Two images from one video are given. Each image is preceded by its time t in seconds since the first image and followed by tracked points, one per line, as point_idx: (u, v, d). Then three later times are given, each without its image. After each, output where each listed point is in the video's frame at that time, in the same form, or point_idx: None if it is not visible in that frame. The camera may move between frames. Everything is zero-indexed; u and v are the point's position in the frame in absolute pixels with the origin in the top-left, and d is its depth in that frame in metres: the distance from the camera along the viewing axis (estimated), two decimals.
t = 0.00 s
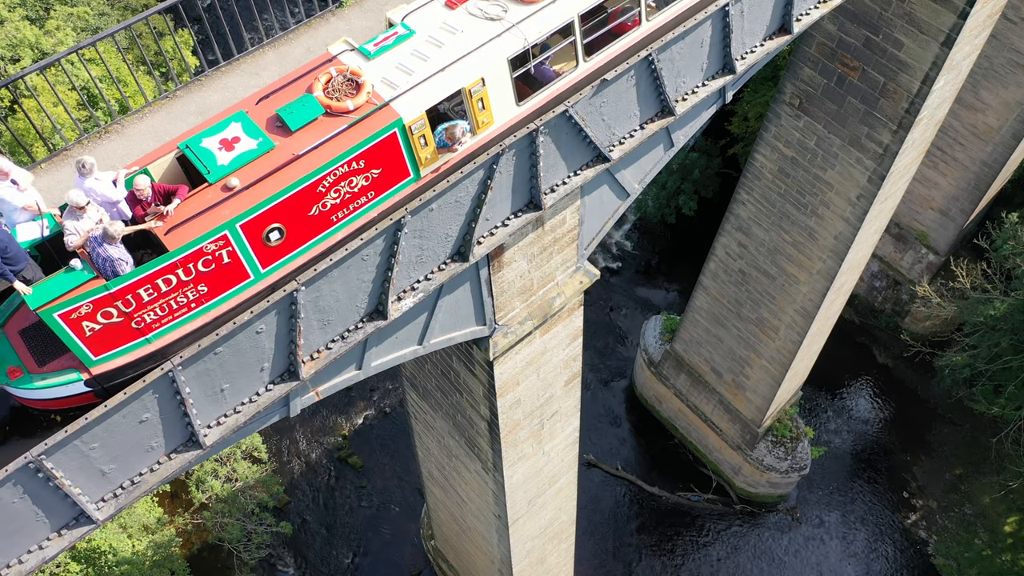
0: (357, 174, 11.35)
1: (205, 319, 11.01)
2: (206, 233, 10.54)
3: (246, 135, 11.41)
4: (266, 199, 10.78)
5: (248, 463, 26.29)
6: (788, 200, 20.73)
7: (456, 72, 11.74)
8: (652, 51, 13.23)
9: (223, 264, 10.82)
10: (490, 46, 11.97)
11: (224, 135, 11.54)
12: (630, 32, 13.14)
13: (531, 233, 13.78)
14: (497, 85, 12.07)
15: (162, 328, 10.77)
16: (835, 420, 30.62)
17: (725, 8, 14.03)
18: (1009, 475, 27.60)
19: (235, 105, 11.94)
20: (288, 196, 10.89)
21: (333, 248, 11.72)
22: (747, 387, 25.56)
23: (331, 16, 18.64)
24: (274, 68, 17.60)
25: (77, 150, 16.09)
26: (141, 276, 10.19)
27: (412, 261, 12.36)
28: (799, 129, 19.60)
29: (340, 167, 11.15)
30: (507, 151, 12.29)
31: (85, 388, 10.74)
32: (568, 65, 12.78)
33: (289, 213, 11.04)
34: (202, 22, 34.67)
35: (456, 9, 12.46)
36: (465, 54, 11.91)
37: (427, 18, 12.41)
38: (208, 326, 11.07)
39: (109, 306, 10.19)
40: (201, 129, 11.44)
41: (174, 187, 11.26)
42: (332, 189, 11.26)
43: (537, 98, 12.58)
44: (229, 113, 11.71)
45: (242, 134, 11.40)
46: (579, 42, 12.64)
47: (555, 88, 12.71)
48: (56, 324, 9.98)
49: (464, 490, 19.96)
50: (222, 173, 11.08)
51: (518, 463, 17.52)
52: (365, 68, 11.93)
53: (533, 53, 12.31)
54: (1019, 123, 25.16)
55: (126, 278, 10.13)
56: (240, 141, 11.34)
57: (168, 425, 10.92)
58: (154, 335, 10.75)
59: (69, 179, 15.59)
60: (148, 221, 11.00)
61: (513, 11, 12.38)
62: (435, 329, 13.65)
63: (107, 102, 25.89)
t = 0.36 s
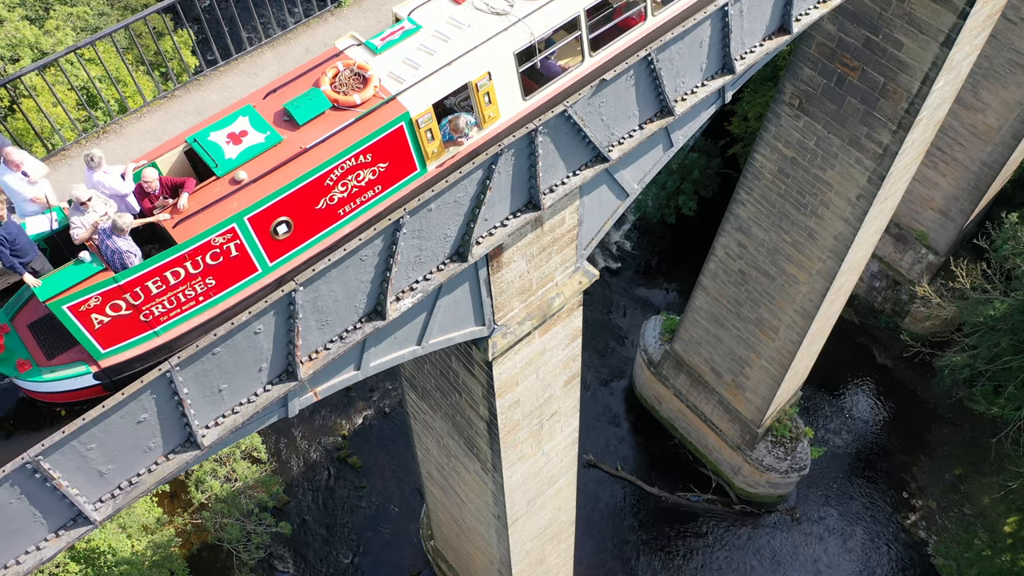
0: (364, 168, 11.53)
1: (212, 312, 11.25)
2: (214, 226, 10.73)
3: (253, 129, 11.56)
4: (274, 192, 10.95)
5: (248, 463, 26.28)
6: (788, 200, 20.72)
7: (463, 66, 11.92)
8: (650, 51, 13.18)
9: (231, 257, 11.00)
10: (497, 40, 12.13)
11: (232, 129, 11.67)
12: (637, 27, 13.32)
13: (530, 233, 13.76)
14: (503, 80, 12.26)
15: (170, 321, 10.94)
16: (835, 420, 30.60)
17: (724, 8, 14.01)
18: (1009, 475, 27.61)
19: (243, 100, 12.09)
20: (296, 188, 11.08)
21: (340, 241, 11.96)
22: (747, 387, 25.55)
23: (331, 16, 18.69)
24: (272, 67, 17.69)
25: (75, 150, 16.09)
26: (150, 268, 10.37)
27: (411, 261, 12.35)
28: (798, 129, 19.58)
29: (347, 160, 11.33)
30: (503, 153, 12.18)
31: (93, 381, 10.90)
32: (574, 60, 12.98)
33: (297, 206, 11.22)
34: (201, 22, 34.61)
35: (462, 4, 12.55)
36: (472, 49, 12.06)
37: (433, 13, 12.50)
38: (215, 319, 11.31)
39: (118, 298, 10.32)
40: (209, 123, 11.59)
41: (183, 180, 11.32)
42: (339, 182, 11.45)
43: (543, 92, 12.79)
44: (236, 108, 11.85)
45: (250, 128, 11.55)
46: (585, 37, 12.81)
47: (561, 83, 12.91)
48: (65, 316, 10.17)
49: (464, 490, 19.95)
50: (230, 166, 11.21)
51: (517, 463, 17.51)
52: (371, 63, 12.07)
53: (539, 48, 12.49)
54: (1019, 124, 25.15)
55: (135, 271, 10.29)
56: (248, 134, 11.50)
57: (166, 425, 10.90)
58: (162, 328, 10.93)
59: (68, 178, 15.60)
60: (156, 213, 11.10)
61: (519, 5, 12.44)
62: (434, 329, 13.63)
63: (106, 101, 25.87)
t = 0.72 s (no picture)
0: (372, 161, 11.60)
1: (221, 305, 11.33)
2: (223, 219, 10.76)
3: (261, 123, 11.52)
4: (282, 185, 10.96)
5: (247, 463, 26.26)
6: (788, 200, 20.70)
7: (470, 61, 12.01)
8: (650, 52, 13.15)
9: (239, 250, 11.06)
10: (504, 35, 12.25)
11: (240, 123, 11.64)
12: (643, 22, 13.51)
13: (529, 233, 13.73)
14: (510, 75, 12.40)
15: (179, 313, 10.98)
16: (834, 420, 30.58)
17: (724, 8, 13.98)
18: (1009, 475, 27.64)
19: (251, 94, 12.06)
20: (304, 182, 11.09)
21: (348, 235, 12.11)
22: (747, 387, 25.53)
23: (330, 15, 18.72)
24: (271, 67, 17.74)
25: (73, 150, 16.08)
26: (160, 261, 10.42)
27: (410, 261, 12.32)
28: (798, 129, 19.56)
29: (356, 154, 11.37)
30: (503, 152, 12.15)
31: (102, 373, 10.84)
32: (580, 55, 13.13)
33: (305, 199, 11.29)
34: (200, 22, 34.58)
35: None
36: (479, 43, 12.18)
37: (440, 8, 12.62)
38: (224, 312, 11.39)
39: (127, 291, 10.40)
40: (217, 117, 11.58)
41: (190, 173, 11.54)
42: (347, 176, 11.52)
43: (550, 87, 12.95)
44: (245, 102, 11.84)
45: (258, 122, 11.52)
46: (591, 31, 12.93)
47: (568, 78, 13.10)
48: (74, 308, 10.20)
49: (463, 490, 19.93)
50: (239, 160, 11.21)
51: (517, 463, 17.50)
52: (379, 57, 12.12)
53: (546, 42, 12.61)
54: (1019, 123, 25.13)
55: (145, 263, 10.35)
56: (256, 128, 11.46)
57: (164, 426, 10.87)
58: (171, 321, 10.95)
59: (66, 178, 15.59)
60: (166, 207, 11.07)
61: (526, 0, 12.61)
62: (433, 329, 13.60)
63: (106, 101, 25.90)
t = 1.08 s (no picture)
0: (380, 156, 11.74)
1: (230, 299, 11.43)
2: (233, 212, 10.88)
3: (270, 117, 11.70)
4: (290, 179, 11.11)
5: (247, 463, 26.25)
6: (787, 200, 20.69)
7: (478, 56, 12.10)
8: (649, 51, 13.13)
9: (248, 243, 11.17)
10: (512, 29, 12.29)
11: (249, 117, 11.82)
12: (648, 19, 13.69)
13: (529, 233, 13.72)
14: (518, 70, 12.49)
15: (188, 307, 11.10)
16: (834, 420, 30.59)
17: (724, 8, 13.97)
18: (1009, 475, 27.61)
19: (259, 88, 12.23)
20: (312, 176, 11.24)
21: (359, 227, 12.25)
22: (746, 387, 25.53)
23: (329, 15, 18.79)
24: (270, 67, 17.76)
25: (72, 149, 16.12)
26: (169, 255, 10.49)
27: (409, 261, 12.31)
28: (798, 129, 19.55)
29: (364, 148, 11.51)
30: (502, 152, 12.13)
31: (112, 367, 11.08)
32: (587, 50, 13.21)
33: (313, 193, 11.41)
34: (199, 23, 34.57)
35: None
36: (486, 38, 12.21)
37: (448, 3, 12.69)
38: (234, 305, 11.50)
39: (137, 284, 10.49)
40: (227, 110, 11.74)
41: (200, 167, 11.51)
42: (355, 170, 11.64)
43: (557, 82, 13.07)
44: (254, 96, 12.07)
45: (267, 116, 11.69)
46: (598, 27, 13.01)
47: (574, 74, 13.21)
48: (85, 301, 10.29)
49: (463, 490, 19.94)
50: (248, 154, 11.36)
51: (517, 464, 17.49)
52: (387, 52, 12.25)
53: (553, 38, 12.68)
54: (1018, 123, 25.12)
55: (154, 256, 10.43)
56: (265, 122, 11.64)
57: (163, 426, 10.86)
58: (180, 314, 11.08)
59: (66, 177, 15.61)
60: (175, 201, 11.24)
61: None
62: (433, 329, 13.59)
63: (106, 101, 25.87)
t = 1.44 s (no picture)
0: (389, 150, 11.73)
1: (239, 293, 11.44)
2: (242, 207, 10.86)
3: (279, 112, 11.76)
4: (300, 174, 11.08)
5: (246, 463, 26.26)
6: (787, 200, 20.69)
7: (485, 51, 12.12)
8: (649, 51, 13.11)
9: (258, 238, 11.13)
10: (519, 25, 12.34)
11: (258, 112, 11.87)
12: (654, 14, 13.62)
13: (529, 233, 13.72)
14: (526, 65, 12.53)
15: (198, 301, 11.11)
16: (834, 419, 30.59)
17: (724, 8, 13.95)
18: (1008, 475, 27.59)
19: (268, 84, 12.31)
20: (321, 171, 11.19)
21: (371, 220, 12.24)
22: (746, 387, 25.53)
23: (328, 15, 18.80)
24: (269, 67, 17.77)
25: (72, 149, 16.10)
26: (178, 249, 10.48)
27: (409, 261, 12.30)
28: (798, 129, 19.54)
29: (373, 142, 11.49)
30: (502, 152, 12.14)
31: (122, 360, 11.18)
32: (593, 46, 13.24)
33: (322, 188, 11.37)
34: (199, 23, 34.58)
35: None
36: (494, 33, 12.23)
37: None
38: (244, 299, 11.51)
39: (147, 278, 10.51)
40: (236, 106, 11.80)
41: (210, 161, 11.52)
42: (364, 164, 11.60)
43: (564, 77, 13.10)
44: (262, 91, 12.07)
45: (276, 110, 11.76)
46: (605, 23, 13.05)
47: (581, 70, 13.23)
48: (96, 294, 10.34)
49: (462, 490, 19.95)
50: (257, 148, 11.43)
51: (516, 464, 17.50)
52: (395, 48, 12.26)
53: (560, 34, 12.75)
54: (1018, 124, 25.11)
55: (164, 251, 10.42)
56: (274, 117, 11.69)
57: (163, 427, 10.85)
58: (190, 308, 11.09)
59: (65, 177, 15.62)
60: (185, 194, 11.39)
61: None
62: (432, 329, 13.59)
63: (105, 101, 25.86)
